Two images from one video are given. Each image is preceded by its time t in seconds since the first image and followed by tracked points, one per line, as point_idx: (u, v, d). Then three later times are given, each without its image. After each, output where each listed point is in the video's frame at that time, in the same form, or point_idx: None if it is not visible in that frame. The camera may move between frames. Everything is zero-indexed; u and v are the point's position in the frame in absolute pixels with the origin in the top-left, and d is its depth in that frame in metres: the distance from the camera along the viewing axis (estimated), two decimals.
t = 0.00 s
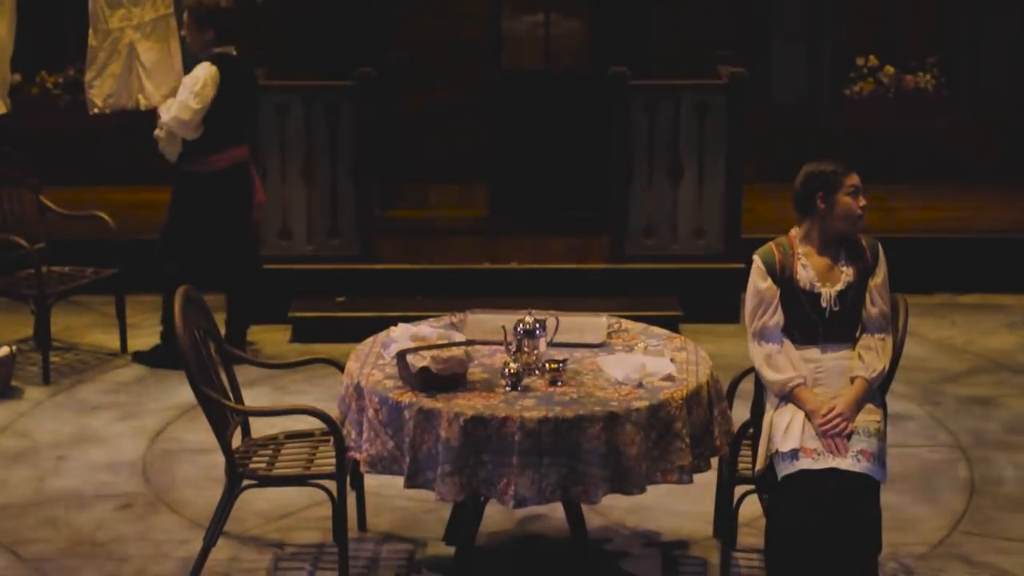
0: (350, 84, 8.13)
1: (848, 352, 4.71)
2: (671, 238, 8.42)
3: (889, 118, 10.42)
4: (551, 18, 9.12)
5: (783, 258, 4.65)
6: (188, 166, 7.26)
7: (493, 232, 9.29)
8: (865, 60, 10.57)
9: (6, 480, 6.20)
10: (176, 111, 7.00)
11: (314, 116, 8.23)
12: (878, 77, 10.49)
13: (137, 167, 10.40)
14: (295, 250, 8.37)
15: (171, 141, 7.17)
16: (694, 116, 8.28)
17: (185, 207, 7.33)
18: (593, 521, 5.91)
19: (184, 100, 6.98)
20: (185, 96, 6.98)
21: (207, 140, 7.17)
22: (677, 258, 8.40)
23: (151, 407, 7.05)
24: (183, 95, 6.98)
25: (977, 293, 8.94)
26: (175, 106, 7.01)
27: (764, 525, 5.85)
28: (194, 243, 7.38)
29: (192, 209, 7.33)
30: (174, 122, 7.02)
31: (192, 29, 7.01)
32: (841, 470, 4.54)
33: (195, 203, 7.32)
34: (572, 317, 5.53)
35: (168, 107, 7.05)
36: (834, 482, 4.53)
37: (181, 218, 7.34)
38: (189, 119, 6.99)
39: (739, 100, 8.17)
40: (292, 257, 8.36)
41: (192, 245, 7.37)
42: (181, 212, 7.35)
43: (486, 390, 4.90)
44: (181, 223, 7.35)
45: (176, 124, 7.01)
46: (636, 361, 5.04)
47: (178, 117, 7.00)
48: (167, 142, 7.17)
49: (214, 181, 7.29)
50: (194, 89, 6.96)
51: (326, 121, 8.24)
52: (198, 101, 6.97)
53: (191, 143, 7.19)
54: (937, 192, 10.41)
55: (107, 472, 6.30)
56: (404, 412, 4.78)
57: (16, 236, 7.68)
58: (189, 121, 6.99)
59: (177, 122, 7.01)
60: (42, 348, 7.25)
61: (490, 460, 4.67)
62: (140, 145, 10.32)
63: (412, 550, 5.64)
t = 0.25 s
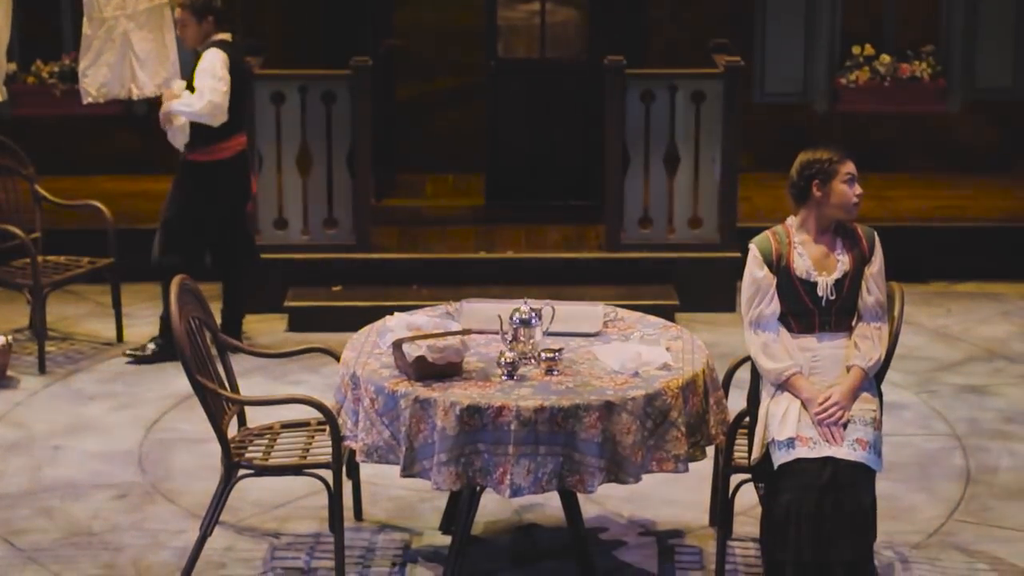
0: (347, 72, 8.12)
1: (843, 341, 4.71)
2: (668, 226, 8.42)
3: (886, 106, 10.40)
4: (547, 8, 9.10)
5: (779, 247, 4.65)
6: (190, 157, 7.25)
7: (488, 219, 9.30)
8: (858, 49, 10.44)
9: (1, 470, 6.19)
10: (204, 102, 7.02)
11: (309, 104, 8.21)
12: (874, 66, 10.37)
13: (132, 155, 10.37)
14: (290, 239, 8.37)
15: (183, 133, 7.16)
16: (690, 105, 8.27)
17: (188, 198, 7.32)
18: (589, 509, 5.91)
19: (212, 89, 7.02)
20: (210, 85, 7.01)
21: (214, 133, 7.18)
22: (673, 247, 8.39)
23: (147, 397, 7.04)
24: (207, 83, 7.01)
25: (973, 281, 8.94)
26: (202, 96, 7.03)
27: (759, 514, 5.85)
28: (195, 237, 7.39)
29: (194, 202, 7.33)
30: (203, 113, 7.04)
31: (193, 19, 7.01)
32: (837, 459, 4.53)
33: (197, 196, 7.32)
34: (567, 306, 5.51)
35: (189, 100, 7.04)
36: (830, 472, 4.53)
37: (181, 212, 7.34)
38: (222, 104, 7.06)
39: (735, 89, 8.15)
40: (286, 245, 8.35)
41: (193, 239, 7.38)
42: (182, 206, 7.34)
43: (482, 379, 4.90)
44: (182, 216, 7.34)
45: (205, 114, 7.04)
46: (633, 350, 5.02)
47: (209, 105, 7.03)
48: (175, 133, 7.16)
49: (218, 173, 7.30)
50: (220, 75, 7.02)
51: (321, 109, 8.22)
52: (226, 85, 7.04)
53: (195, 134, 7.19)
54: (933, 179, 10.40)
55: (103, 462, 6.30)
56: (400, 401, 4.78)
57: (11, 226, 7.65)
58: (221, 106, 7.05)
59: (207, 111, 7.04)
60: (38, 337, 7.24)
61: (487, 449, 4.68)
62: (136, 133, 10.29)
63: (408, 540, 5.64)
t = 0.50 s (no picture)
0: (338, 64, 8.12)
1: (834, 334, 4.72)
2: (658, 218, 8.42)
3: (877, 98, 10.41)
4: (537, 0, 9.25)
5: (771, 240, 4.65)
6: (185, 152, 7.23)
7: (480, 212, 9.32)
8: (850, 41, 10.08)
9: None
10: (206, 94, 6.99)
11: (300, 96, 8.20)
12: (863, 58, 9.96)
13: (124, 148, 10.36)
14: (280, 231, 8.35)
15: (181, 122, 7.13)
16: (681, 97, 8.27)
17: (184, 194, 7.31)
18: (580, 501, 5.91)
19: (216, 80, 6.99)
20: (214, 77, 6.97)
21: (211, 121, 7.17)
22: (664, 239, 8.39)
23: (138, 390, 7.03)
24: (209, 76, 6.98)
25: (965, 273, 8.95)
26: (204, 89, 7.00)
27: (750, 505, 5.86)
28: (193, 227, 7.38)
29: (192, 194, 7.32)
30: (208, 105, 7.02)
31: (187, 12, 6.93)
32: (827, 451, 4.54)
33: (194, 188, 7.31)
34: (558, 298, 5.51)
35: (191, 94, 7.00)
36: (820, 463, 4.54)
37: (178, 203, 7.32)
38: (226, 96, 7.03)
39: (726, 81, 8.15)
40: (277, 238, 8.34)
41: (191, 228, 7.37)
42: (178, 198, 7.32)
43: (473, 371, 4.90)
44: (179, 208, 7.33)
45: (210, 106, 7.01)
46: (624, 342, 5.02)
47: (211, 97, 7.01)
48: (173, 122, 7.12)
49: (216, 163, 7.31)
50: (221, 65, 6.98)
51: (311, 102, 8.21)
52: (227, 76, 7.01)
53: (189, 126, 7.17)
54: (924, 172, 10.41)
55: (94, 454, 6.29)
56: (390, 393, 4.77)
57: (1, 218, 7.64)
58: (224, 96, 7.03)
59: (210, 103, 7.01)
60: (29, 330, 7.24)
61: (478, 441, 4.68)
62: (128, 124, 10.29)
63: (399, 532, 5.64)
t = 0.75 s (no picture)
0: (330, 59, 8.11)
1: (826, 328, 4.72)
2: (650, 213, 8.42)
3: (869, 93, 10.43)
4: None
5: (762, 236, 4.66)
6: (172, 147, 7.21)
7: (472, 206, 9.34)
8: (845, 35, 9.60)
9: None
10: (207, 79, 6.98)
11: (292, 91, 8.19)
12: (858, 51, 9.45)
13: (117, 143, 10.36)
14: (273, 227, 8.35)
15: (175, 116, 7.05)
16: (673, 91, 8.26)
17: (171, 194, 7.31)
18: (572, 497, 5.92)
19: (212, 67, 7.02)
20: (208, 65, 7.01)
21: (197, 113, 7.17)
22: (657, 234, 8.39)
23: (131, 385, 7.03)
24: (205, 60, 7.02)
25: (958, 267, 8.95)
26: (204, 74, 6.99)
27: (742, 500, 5.86)
28: (185, 222, 7.39)
29: (181, 190, 7.32)
30: (209, 91, 6.99)
31: (171, 4, 7.00)
32: (819, 445, 4.54)
33: (183, 183, 7.31)
34: (550, 293, 5.50)
35: (192, 79, 6.98)
36: (812, 458, 4.54)
37: (169, 200, 7.32)
38: (225, 83, 7.03)
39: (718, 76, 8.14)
40: (269, 233, 8.33)
41: (183, 223, 7.39)
42: (168, 196, 7.31)
43: (465, 366, 4.90)
44: (169, 206, 7.33)
45: (211, 92, 6.99)
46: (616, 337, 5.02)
47: (212, 82, 7.00)
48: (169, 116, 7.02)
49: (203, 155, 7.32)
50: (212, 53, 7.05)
51: (304, 97, 8.20)
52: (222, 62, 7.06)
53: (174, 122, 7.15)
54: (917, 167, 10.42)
55: (86, 449, 6.29)
56: (383, 388, 4.77)
57: None
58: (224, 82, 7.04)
59: (212, 88, 7.00)
60: (21, 326, 7.23)
61: (470, 436, 4.68)
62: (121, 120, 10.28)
63: (391, 527, 5.65)
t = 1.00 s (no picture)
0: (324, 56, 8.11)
1: (819, 326, 4.72)
2: (644, 211, 8.42)
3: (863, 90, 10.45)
4: None
5: (755, 234, 4.65)
6: (156, 147, 7.21)
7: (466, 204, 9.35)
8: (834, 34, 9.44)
9: None
10: (198, 79, 7.01)
11: (286, 89, 8.18)
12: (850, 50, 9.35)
13: (110, 140, 10.35)
14: (267, 224, 8.34)
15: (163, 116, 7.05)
16: (666, 88, 8.26)
17: (153, 196, 7.31)
18: (566, 494, 5.92)
19: (202, 67, 7.04)
20: (197, 65, 7.04)
21: (182, 110, 7.17)
22: (651, 231, 8.38)
23: (125, 382, 7.04)
24: (194, 60, 7.04)
25: (952, 264, 8.96)
26: (194, 73, 7.02)
27: (736, 498, 5.86)
28: (172, 219, 7.40)
29: (167, 189, 7.33)
30: (199, 91, 7.02)
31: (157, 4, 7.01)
32: (813, 443, 4.55)
33: (168, 180, 7.32)
34: (542, 290, 5.51)
35: (183, 78, 7.00)
36: (805, 456, 4.55)
37: (155, 199, 7.33)
38: (214, 83, 7.07)
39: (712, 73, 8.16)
40: (264, 231, 8.33)
41: (169, 220, 7.40)
42: (154, 195, 7.32)
43: (459, 364, 4.90)
44: (155, 205, 7.33)
45: (201, 92, 7.02)
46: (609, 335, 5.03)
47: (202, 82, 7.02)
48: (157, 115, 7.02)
49: (185, 151, 7.32)
50: (200, 53, 7.08)
51: (298, 94, 8.20)
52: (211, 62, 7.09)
53: (157, 121, 7.13)
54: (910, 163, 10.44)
55: (80, 448, 6.29)
56: (376, 385, 4.77)
57: None
58: (214, 82, 7.07)
59: (202, 88, 7.03)
60: (15, 323, 7.23)
61: (463, 434, 4.68)
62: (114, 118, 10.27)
63: (385, 525, 5.65)
